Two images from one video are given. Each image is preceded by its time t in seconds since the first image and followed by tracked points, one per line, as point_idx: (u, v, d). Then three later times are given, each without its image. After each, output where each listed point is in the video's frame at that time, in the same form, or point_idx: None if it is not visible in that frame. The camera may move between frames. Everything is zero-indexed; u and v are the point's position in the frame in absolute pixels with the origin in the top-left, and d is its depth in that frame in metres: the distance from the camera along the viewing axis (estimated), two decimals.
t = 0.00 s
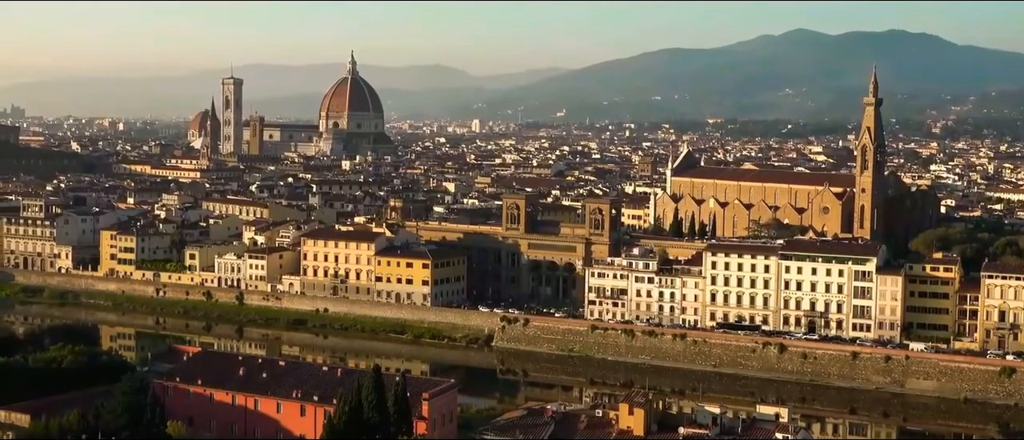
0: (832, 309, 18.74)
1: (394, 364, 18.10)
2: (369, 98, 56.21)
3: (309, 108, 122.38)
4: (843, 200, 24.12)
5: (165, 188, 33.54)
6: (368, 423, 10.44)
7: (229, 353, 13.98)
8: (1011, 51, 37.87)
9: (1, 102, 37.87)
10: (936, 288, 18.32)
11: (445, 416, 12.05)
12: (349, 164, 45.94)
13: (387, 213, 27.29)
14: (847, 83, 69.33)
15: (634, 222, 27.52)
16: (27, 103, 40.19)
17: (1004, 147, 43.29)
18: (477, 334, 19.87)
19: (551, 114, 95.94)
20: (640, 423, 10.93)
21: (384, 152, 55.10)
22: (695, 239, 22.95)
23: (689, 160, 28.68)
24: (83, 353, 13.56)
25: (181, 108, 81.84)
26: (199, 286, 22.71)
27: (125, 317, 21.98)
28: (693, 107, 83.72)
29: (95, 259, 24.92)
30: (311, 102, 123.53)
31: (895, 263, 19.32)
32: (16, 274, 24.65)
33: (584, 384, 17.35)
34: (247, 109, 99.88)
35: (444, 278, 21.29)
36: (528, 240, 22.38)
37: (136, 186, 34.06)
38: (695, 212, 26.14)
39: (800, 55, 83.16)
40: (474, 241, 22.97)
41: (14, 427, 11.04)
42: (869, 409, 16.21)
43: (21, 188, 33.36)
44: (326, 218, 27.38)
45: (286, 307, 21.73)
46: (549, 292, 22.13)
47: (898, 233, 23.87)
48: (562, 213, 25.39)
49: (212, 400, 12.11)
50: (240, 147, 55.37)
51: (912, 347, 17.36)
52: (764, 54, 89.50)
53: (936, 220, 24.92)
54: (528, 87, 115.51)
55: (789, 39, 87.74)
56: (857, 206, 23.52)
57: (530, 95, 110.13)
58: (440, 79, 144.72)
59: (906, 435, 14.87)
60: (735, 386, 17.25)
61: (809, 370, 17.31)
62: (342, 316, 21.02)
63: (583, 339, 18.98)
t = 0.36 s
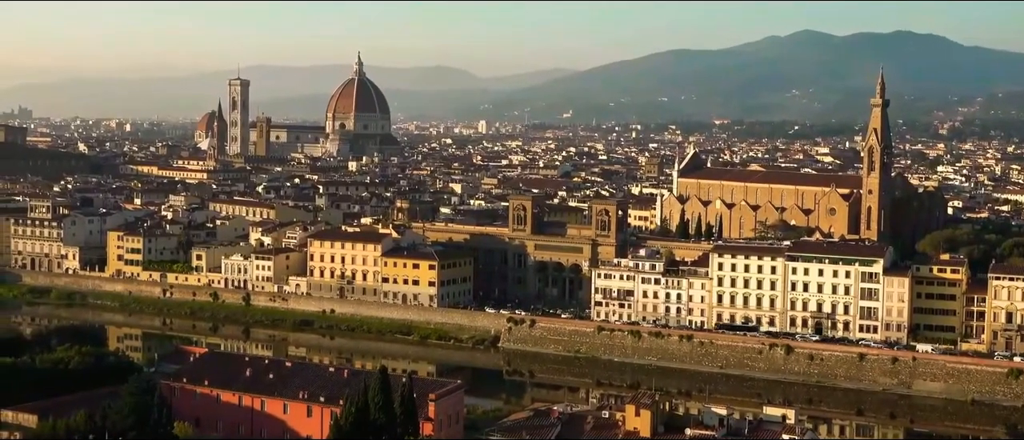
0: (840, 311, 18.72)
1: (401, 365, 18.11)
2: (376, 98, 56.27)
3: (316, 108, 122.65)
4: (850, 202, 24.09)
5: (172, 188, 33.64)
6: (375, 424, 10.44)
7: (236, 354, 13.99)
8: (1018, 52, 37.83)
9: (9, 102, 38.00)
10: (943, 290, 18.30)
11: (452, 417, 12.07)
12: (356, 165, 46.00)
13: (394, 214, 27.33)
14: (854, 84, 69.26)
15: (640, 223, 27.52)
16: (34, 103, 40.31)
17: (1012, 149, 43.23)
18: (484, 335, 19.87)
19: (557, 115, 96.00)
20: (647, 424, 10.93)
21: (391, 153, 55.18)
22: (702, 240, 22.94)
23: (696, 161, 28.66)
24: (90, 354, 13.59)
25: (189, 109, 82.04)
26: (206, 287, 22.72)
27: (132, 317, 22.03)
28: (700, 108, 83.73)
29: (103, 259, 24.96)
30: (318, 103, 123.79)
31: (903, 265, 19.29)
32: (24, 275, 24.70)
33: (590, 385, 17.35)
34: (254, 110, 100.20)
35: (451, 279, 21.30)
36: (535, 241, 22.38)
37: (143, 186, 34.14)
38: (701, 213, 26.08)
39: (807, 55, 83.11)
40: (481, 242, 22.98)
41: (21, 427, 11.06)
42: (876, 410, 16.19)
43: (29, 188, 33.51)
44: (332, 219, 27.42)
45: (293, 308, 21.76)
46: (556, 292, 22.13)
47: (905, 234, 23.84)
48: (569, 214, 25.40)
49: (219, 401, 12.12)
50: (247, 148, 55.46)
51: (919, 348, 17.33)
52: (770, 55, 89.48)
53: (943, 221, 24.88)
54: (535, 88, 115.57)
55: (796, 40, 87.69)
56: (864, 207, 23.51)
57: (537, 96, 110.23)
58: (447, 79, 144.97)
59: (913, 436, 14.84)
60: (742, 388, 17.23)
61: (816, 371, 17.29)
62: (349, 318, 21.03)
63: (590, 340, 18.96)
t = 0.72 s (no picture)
0: (850, 312, 18.69)
1: (410, 366, 18.12)
2: (386, 99, 56.34)
3: (327, 109, 122.90)
4: (860, 203, 24.04)
5: (183, 189, 33.72)
6: (384, 424, 10.44)
7: (246, 354, 14.01)
8: None
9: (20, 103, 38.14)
10: (954, 291, 18.26)
11: (462, 417, 12.07)
12: (366, 165, 46.05)
13: (404, 214, 27.36)
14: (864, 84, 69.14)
15: (650, 224, 27.50)
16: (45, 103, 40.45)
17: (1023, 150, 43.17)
18: (493, 335, 19.87)
19: (567, 116, 96.08)
20: (657, 425, 10.92)
21: (400, 154, 55.28)
22: (711, 241, 22.92)
23: (706, 162, 28.62)
24: (101, 354, 13.61)
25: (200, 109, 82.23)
26: (216, 287, 22.75)
27: (143, 317, 22.06)
28: (710, 108, 83.70)
29: (113, 260, 25.01)
30: (328, 104, 124.07)
31: (913, 266, 19.25)
32: (35, 275, 24.77)
33: (600, 386, 17.35)
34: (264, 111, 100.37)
35: (460, 279, 21.31)
36: (544, 242, 22.37)
37: (154, 187, 34.23)
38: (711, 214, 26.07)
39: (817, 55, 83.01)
40: (491, 242, 22.98)
41: (32, 427, 11.07)
42: (886, 412, 16.16)
43: (39, 188, 33.60)
44: (342, 220, 27.46)
45: (302, 308, 21.78)
46: (566, 293, 22.12)
47: (916, 235, 23.79)
48: (579, 215, 25.39)
49: (229, 401, 12.13)
50: (257, 149, 55.57)
51: (929, 350, 17.29)
52: (780, 56, 89.44)
53: (954, 222, 24.82)
54: (544, 89, 115.54)
55: (806, 41, 87.53)
56: (875, 208, 23.47)
57: (547, 97, 110.32)
58: (457, 80, 145.16)
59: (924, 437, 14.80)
60: (751, 389, 17.22)
61: (826, 373, 17.27)
62: (359, 318, 21.06)
63: (599, 342, 18.95)
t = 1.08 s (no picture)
0: (863, 312, 18.65)
1: (423, 365, 18.13)
2: (398, 99, 56.37)
3: (339, 109, 123.12)
4: (874, 203, 24.00)
5: (196, 189, 33.77)
6: (397, 424, 10.45)
7: (259, 354, 14.04)
8: None
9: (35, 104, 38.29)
10: (968, 291, 18.20)
11: (475, 417, 12.07)
12: (379, 165, 46.08)
13: (417, 214, 27.40)
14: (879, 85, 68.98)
15: (663, 224, 27.48)
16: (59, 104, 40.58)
17: None
18: (506, 335, 19.87)
19: (580, 116, 96.09)
20: (670, 425, 10.90)
21: (413, 154, 55.35)
22: (724, 241, 22.92)
23: (719, 162, 28.58)
24: (115, 353, 13.61)
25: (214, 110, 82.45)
26: (230, 287, 22.79)
27: (157, 317, 22.10)
28: (723, 108, 83.62)
29: (127, 259, 25.06)
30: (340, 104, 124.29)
31: (927, 266, 19.20)
32: (49, 274, 24.85)
33: (612, 386, 17.34)
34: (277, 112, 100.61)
35: (473, 280, 21.31)
36: (557, 242, 22.36)
37: (167, 187, 34.31)
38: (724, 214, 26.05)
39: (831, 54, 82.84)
40: (503, 242, 22.98)
41: (46, 426, 11.08)
42: (900, 412, 16.12)
43: (53, 188, 33.69)
44: (355, 220, 27.50)
45: (315, 308, 21.82)
46: (579, 293, 22.11)
47: (930, 236, 23.72)
48: (592, 215, 25.38)
49: (243, 401, 12.15)
50: (270, 149, 55.67)
51: (943, 350, 17.24)
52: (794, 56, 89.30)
53: (969, 222, 24.73)
54: (556, 89, 115.46)
55: (820, 40, 87.28)
56: (889, 209, 23.41)
57: (559, 97, 110.36)
58: (469, 80, 145.33)
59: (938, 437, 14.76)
60: (764, 389, 17.19)
61: (840, 373, 17.24)
62: (372, 318, 21.08)
63: (612, 342, 18.93)
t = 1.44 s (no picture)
0: (878, 312, 18.61)
1: (437, 365, 18.14)
2: (412, 98, 56.39)
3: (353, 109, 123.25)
4: (889, 203, 23.95)
5: (210, 188, 33.82)
6: (412, 423, 10.47)
7: (273, 353, 14.05)
8: None
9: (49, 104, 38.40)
10: (984, 291, 18.14)
11: (488, 417, 12.06)
12: (393, 164, 46.06)
13: (431, 214, 27.41)
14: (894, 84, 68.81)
15: (677, 224, 27.44)
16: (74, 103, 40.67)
17: None
18: (520, 335, 19.86)
19: (594, 115, 96.07)
20: (684, 426, 10.90)
21: (427, 153, 55.39)
22: (738, 241, 22.88)
23: (733, 162, 28.52)
24: (129, 353, 13.64)
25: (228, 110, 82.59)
26: (244, 286, 22.83)
27: (171, 316, 22.15)
28: (737, 108, 83.51)
29: (141, 259, 25.11)
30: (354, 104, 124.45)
31: (942, 266, 19.15)
32: (64, 274, 24.92)
33: (627, 386, 17.33)
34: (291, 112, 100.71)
35: (487, 279, 21.32)
36: (571, 242, 22.34)
37: (182, 186, 34.36)
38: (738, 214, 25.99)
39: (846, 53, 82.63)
40: (517, 242, 22.97)
41: (62, 425, 11.11)
42: (915, 413, 16.08)
43: (69, 188, 33.77)
44: (369, 219, 27.53)
45: (329, 308, 21.84)
46: (592, 293, 22.09)
47: (946, 236, 23.63)
48: (606, 214, 25.34)
49: (257, 400, 12.17)
50: (284, 148, 55.75)
51: (958, 350, 17.19)
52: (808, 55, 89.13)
53: (984, 221, 24.63)
54: (570, 88, 115.31)
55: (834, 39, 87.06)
56: (904, 208, 23.35)
57: (573, 96, 110.34)
58: (482, 79, 145.40)
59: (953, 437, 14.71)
60: (779, 389, 17.17)
61: (854, 373, 17.20)
62: (385, 317, 21.10)
63: (626, 341, 18.92)
